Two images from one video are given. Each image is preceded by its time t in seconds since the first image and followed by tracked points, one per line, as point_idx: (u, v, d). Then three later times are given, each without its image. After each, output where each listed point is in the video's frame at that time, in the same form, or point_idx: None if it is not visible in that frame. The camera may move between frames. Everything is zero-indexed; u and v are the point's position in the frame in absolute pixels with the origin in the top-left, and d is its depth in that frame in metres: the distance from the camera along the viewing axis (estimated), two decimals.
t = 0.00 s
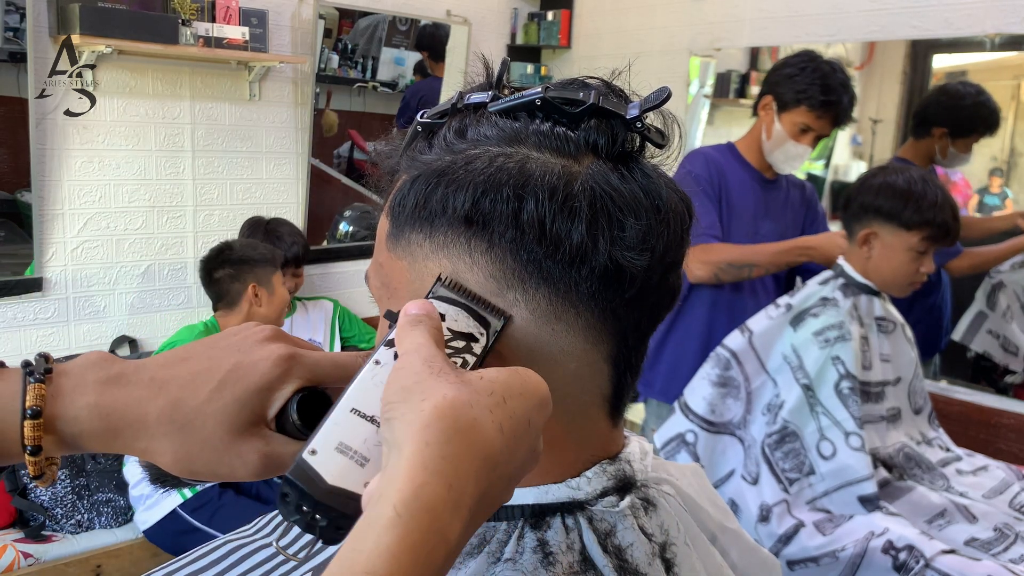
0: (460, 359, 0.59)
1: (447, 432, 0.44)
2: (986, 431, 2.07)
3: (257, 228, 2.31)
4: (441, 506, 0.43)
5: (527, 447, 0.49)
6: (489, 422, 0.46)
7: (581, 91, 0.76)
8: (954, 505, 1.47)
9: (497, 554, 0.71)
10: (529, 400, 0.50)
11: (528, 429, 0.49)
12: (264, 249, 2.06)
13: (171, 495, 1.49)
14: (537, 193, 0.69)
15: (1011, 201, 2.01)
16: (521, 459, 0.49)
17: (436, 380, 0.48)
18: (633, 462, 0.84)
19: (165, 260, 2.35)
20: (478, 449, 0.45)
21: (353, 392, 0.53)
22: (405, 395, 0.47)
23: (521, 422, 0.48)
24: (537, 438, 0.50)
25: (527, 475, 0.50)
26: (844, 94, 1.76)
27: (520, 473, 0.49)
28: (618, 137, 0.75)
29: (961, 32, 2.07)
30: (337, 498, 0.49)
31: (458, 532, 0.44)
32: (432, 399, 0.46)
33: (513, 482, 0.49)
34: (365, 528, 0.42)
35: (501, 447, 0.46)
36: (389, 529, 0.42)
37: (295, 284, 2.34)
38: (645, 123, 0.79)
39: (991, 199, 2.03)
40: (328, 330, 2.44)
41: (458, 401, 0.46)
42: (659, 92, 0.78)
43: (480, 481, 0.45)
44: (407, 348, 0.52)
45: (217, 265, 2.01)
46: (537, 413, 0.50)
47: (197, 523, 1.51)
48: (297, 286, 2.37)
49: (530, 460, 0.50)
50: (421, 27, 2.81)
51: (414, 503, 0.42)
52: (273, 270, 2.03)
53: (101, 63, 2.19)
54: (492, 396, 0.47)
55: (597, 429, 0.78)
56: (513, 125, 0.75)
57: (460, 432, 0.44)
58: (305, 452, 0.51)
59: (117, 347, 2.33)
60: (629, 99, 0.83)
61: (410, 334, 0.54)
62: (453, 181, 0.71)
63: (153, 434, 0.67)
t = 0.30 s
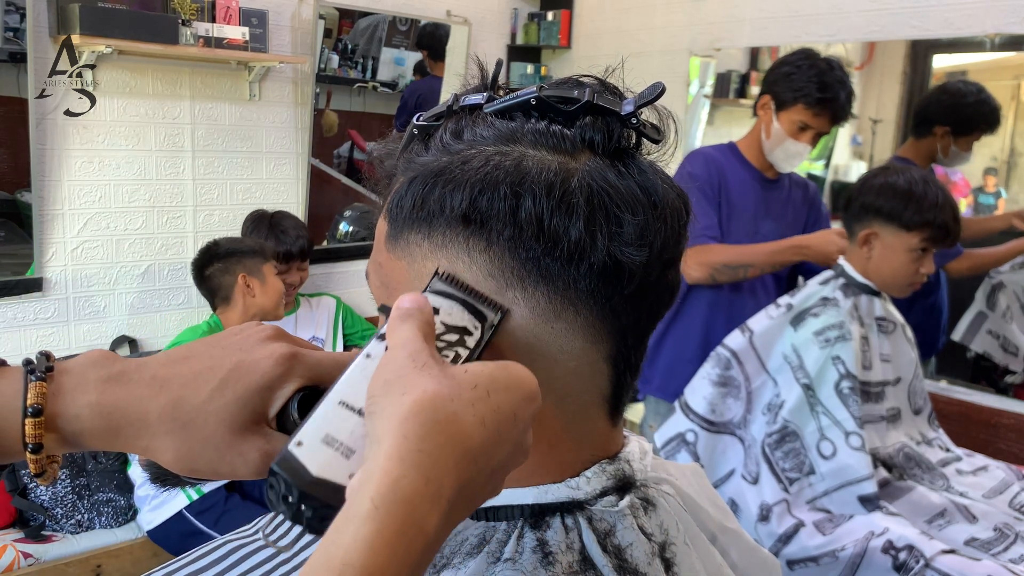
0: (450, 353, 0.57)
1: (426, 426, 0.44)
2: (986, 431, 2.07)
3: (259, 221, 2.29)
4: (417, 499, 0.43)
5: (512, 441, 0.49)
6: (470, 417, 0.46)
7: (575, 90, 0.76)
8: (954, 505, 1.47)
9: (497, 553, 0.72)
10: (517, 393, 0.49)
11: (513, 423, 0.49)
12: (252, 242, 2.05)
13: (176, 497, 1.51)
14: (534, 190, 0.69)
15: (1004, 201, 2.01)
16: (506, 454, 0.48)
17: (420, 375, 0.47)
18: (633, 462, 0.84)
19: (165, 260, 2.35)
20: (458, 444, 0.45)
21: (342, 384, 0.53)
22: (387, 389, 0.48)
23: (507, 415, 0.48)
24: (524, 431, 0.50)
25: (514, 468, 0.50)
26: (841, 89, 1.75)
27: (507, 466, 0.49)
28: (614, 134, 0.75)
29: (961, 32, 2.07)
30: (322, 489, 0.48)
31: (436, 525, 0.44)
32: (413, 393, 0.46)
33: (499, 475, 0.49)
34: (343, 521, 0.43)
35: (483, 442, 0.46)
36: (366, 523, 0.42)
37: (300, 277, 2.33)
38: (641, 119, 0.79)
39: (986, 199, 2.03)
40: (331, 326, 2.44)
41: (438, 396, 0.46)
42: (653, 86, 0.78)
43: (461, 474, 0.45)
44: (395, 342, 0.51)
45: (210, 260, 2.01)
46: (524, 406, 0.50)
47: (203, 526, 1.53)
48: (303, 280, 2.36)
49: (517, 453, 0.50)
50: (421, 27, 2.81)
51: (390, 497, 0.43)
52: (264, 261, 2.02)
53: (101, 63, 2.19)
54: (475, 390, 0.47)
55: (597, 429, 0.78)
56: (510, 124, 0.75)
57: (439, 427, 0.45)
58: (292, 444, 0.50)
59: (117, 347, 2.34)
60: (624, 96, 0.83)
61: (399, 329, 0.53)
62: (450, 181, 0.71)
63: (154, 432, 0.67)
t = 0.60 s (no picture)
0: (450, 343, 0.58)
1: (428, 417, 0.44)
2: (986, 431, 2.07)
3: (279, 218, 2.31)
4: (420, 488, 0.43)
5: (516, 431, 0.49)
6: (473, 409, 0.46)
7: (573, 89, 0.76)
8: (954, 505, 1.47)
9: (497, 553, 0.72)
10: (521, 384, 0.49)
11: (516, 414, 0.48)
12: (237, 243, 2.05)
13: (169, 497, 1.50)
14: (533, 188, 0.69)
15: (1002, 200, 2.02)
16: (509, 445, 0.48)
17: (422, 367, 0.47)
18: (633, 462, 0.84)
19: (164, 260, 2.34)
20: (461, 435, 0.45)
21: (342, 373, 0.52)
22: (388, 380, 0.47)
23: (510, 407, 0.48)
24: (527, 421, 0.50)
25: (516, 459, 0.50)
26: (831, 87, 1.75)
27: (510, 457, 0.49)
28: (612, 132, 0.75)
29: (961, 32, 2.07)
30: (325, 479, 0.49)
31: (440, 516, 0.44)
32: (415, 384, 0.46)
33: (502, 467, 0.49)
34: (346, 513, 0.43)
35: (485, 434, 0.46)
36: (369, 514, 0.42)
37: (315, 279, 2.29)
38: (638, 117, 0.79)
39: (983, 199, 2.04)
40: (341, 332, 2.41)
41: (441, 387, 0.45)
42: (651, 85, 0.78)
43: (464, 463, 0.45)
44: (396, 332, 0.51)
45: (197, 257, 2.03)
46: (528, 396, 0.49)
47: (197, 525, 1.52)
48: (320, 281, 2.33)
49: (520, 444, 0.50)
50: (421, 27, 2.81)
51: (394, 488, 0.42)
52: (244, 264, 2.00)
53: (101, 63, 2.19)
54: (478, 380, 0.47)
55: (597, 428, 0.78)
56: (508, 124, 0.74)
57: (441, 417, 0.44)
58: (294, 433, 0.51)
59: (117, 347, 2.33)
60: (622, 95, 0.83)
61: (399, 318, 0.52)
62: (449, 181, 0.71)
63: (156, 432, 0.67)
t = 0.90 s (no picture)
0: (451, 328, 0.57)
1: (423, 401, 0.44)
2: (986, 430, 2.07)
3: (291, 213, 2.29)
4: (416, 472, 0.43)
5: (513, 417, 0.49)
6: (469, 395, 0.46)
7: (574, 89, 0.76)
8: (954, 505, 1.47)
9: (497, 553, 0.71)
10: (518, 369, 0.49)
11: (513, 401, 0.48)
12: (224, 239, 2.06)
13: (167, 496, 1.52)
14: (534, 188, 0.69)
15: (1002, 200, 2.01)
16: (506, 431, 0.48)
17: (419, 351, 0.47)
18: (633, 462, 0.84)
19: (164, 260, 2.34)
20: (457, 419, 0.45)
21: (343, 355, 0.52)
22: (385, 364, 0.47)
23: (507, 393, 0.48)
24: (525, 409, 0.50)
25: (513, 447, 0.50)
26: (791, 85, 1.74)
27: (507, 444, 0.49)
28: (613, 132, 0.75)
29: (961, 32, 2.06)
30: (323, 459, 0.49)
31: (436, 499, 0.44)
32: (411, 369, 0.46)
33: (499, 454, 0.49)
34: (343, 499, 0.43)
35: (483, 420, 0.46)
36: (366, 497, 0.42)
37: (326, 275, 2.30)
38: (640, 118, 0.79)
39: (983, 199, 2.04)
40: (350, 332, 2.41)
41: (437, 371, 0.45)
42: (652, 85, 0.78)
43: (462, 449, 0.45)
44: (395, 316, 0.50)
45: (182, 254, 2.04)
46: (525, 382, 0.49)
47: (192, 527, 1.51)
48: (331, 277, 2.33)
49: (517, 431, 0.50)
50: (421, 27, 2.81)
51: (389, 472, 0.43)
52: (230, 262, 2.02)
53: (101, 64, 2.19)
54: (475, 366, 0.47)
55: (597, 429, 0.78)
56: (510, 124, 0.74)
57: (438, 402, 0.44)
58: (293, 413, 0.51)
59: (117, 347, 2.32)
60: (623, 95, 0.83)
61: (398, 302, 0.52)
62: (450, 181, 0.71)
63: (158, 430, 0.67)
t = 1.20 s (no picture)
0: (447, 321, 0.57)
1: (418, 397, 0.44)
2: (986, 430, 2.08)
3: (300, 211, 2.31)
4: (411, 470, 0.43)
5: (508, 413, 0.49)
6: (464, 390, 0.46)
7: (574, 89, 0.76)
8: (954, 505, 1.47)
9: (497, 553, 0.72)
10: (509, 365, 0.49)
11: (508, 397, 0.49)
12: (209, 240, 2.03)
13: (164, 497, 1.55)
14: (534, 188, 0.69)
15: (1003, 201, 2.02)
16: (502, 426, 0.48)
17: (412, 349, 0.47)
18: (634, 462, 0.84)
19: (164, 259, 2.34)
20: (451, 416, 0.45)
21: (340, 355, 0.52)
22: (380, 362, 0.47)
23: (501, 388, 0.48)
24: (518, 403, 0.50)
25: (508, 443, 0.50)
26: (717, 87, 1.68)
27: (502, 438, 0.49)
28: (614, 132, 0.75)
29: (961, 32, 2.06)
30: (321, 462, 0.49)
31: (433, 495, 0.44)
32: (406, 367, 0.46)
33: (494, 450, 0.49)
34: (339, 496, 0.42)
35: (478, 416, 0.46)
36: (361, 496, 0.42)
37: (337, 273, 2.30)
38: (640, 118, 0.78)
39: (984, 199, 2.04)
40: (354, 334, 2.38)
41: (431, 368, 0.45)
42: (653, 85, 0.78)
43: (457, 446, 0.45)
44: (391, 314, 0.50)
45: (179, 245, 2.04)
46: (517, 377, 0.50)
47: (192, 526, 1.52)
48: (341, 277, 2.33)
49: (513, 424, 0.50)
50: (421, 27, 2.81)
51: (386, 469, 0.42)
52: (206, 267, 1.99)
53: (101, 64, 2.19)
54: (468, 361, 0.47)
55: (597, 429, 0.78)
56: (510, 124, 0.74)
57: (434, 398, 0.44)
58: (288, 418, 0.50)
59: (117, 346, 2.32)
60: (624, 95, 0.83)
61: (395, 299, 0.52)
62: (451, 181, 0.70)
63: (159, 430, 0.67)
